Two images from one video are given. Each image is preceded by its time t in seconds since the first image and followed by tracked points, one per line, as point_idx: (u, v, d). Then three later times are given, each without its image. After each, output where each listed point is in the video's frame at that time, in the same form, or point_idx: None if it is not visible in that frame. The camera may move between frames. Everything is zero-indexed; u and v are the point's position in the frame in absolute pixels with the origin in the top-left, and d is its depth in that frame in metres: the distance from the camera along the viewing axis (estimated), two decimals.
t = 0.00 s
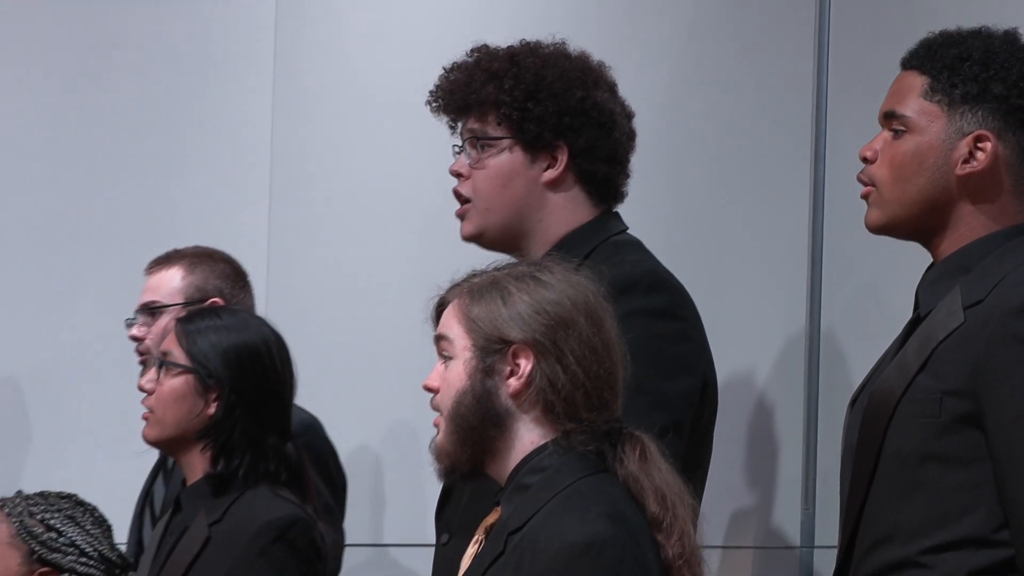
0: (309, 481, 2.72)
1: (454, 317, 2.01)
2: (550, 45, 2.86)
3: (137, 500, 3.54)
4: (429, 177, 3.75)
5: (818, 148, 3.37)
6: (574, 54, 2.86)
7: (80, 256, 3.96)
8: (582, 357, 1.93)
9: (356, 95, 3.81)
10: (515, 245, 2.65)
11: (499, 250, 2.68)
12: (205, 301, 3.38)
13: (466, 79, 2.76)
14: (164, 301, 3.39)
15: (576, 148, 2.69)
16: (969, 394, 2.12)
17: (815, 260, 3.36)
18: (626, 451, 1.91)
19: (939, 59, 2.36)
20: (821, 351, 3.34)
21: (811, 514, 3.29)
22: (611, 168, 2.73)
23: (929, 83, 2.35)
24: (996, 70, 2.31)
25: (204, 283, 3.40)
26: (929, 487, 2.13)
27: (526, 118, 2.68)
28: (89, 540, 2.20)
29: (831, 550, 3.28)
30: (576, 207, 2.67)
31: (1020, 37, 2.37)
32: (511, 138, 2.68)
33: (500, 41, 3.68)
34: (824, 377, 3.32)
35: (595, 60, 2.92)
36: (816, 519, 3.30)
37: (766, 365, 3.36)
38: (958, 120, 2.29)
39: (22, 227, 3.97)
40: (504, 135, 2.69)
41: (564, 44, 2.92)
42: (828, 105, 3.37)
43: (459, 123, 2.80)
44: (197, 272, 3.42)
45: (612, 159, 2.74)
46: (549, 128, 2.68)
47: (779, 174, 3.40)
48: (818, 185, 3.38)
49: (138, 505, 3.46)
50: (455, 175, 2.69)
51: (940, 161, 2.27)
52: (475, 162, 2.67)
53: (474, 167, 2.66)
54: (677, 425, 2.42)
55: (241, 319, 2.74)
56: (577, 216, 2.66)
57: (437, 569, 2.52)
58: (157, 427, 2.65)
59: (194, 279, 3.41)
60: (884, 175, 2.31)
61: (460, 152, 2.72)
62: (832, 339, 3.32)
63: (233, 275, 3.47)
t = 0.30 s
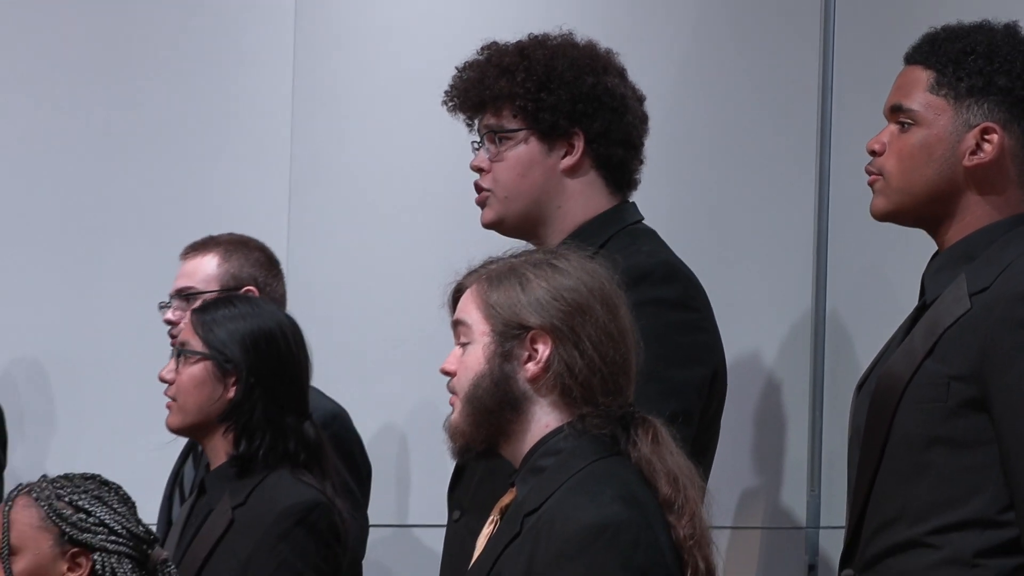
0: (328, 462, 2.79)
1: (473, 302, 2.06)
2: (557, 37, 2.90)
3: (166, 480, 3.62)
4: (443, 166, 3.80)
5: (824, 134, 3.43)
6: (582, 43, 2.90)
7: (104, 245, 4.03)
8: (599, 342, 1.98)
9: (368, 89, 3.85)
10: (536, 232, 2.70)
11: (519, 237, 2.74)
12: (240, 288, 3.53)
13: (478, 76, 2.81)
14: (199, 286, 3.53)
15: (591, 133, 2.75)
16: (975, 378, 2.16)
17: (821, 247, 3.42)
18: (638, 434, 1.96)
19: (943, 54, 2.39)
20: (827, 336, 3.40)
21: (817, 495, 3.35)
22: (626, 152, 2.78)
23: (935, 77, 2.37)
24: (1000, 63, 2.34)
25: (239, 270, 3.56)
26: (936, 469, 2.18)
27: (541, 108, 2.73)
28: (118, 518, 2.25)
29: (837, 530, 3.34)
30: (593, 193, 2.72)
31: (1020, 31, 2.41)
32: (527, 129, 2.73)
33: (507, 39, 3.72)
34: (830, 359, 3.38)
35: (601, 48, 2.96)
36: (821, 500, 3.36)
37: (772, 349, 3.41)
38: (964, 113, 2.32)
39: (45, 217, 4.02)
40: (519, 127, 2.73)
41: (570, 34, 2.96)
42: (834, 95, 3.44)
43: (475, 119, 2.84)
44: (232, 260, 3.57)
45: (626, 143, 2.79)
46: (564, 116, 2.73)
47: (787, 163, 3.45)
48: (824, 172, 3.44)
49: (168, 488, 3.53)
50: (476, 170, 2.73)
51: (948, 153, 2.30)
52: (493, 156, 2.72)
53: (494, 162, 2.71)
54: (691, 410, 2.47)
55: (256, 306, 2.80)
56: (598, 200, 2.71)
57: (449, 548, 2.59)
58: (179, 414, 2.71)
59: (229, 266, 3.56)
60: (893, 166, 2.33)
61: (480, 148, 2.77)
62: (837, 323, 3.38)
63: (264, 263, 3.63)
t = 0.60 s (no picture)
0: (344, 448, 2.85)
1: (487, 291, 2.12)
2: (564, 35, 2.95)
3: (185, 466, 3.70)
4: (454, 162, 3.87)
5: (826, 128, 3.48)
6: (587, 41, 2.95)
7: (122, 236, 4.10)
8: (612, 332, 2.04)
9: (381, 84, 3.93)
10: (536, 226, 2.76)
11: (521, 231, 2.79)
12: (260, 279, 3.63)
13: (484, 68, 2.86)
14: (219, 276, 3.65)
15: (591, 130, 2.79)
16: (977, 366, 2.21)
17: (823, 238, 3.47)
18: (648, 422, 2.03)
19: (950, 49, 2.43)
20: (830, 327, 3.44)
21: (820, 481, 3.39)
22: (625, 149, 2.83)
23: (940, 71, 2.42)
24: (1006, 60, 2.38)
25: (260, 262, 3.66)
26: (939, 455, 2.23)
27: (543, 103, 2.78)
28: (139, 505, 2.30)
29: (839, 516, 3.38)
30: (592, 188, 2.77)
31: None
32: (528, 122, 2.78)
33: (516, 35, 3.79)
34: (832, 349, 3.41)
35: (607, 48, 3.01)
36: (824, 485, 3.40)
37: (775, 342, 3.46)
38: (968, 108, 2.37)
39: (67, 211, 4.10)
40: (522, 120, 2.79)
41: (578, 33, 3.01)
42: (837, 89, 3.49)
43: (479, 110, 2.90)
44: (253, 251, 3.67)
45: (626, 140, 2.84)
46: (566, 112, 2.78)
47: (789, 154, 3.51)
48: (826, 164, 3.49)
49: (186, 473, 3.61)
50: (477, 160, 2.80)
51: (950, 146, 2.35)
52: (495, 147, 2.79)
53: (494, 152, 2.77)
54: (688, 398, 2.53)
55: (272, 297, 2.87)
56: (597, 196, 2.76)
57: (462, 534, 2.65)
58: (199, 404, 2.78)
59: (250, 258, 3.66)
60: (896, 158, 2.39)
61: (482, 139, 2.83)
62: (840, 317, 3.42)
63: (284, 256, 3.72)
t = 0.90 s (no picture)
0: (360, 436, 2.93)
1: (499, 281, 2.18)
2: (582, 32, 3.01)
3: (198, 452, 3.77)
4: (470, 156, 3.94)
5: (830, 122, 3.55)
6: (604, 40, 3.01)
7: (138, 229, 4.19)
8: (620, 322, 2.11)
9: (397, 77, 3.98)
10: (550, 218, 2.82)
11: (535, 224, 2.85)
12: (271, 271, 3.69)
13: (503, 63, 2.92)
14: (233, 267, 3.71)
15: (605, 127, 2.85)
16: (978, 355, 2.27)
17: (827, 227, 3.55)
18: (656, 410, 2.11)
19: (954, 46, 2.48)
20: (834, 318, 3.51)
21: (824, 468, 3.48)
22: (638, 146, 2.88)
23: (945, 67, 2.47)
24: (1009, 57, 2.44)
25: (272, 255, 3.72)
26: (941, 442, 2.29)
27: (560, 99, 2.84)
28: (162, 491, 2.37)
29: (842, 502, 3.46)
30: (606, 183, 2.83)
31: None
32: (545, 117, 2.84)
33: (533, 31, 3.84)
34: (836, 337, 3.49)
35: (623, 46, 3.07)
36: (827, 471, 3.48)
37: (784, 330, 3.53)
38: (972, 103, 2.42)
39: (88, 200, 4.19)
40: (539, 114, 2.85)
41: (595, 31, 3.06)
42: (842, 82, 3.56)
43: (497, 104, 2.96)
44: (266, 244, 3.73)
45: (639, 138, 2.89)
46: (581, 108, 2.84)
47: (798, 146, 3.57)
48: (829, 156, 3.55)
49: (199, 458, 3.68)
50: (494, 152, 2.86)
51: (954, 141, 2.40)
52: (511, 139, 2.85)
53: (511, 145, 2.84)
54: (696, 388, 2.59)
55: (296, 287, 2.94)
56: (607, 192, 2.82)
57: (473, 517, 2.72)
58: (222, 390, 2.85)
59: (263, 250, 3.72)
60: (901, 152, 2.44)
61: (499, 132, 2.89)
62: (844, 307, 3.49)
63: (297, 249, 3.78)
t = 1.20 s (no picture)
0: (380, 425, 3.02)
1: (515, 275, 2.25)
2: (609, 31, 3.05)
3: (215, 440, 3.84)
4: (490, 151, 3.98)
5: (836, 115, 3.56)
6: (630, 38, 3.05)
7: (175, 223, 4.53)
8: (633, 315, 2.17)
9: (416, 78, 4.08)
10: (574, 213, 2.89)
11: (559, 218, 2.91)
12: (287, 264, 3.76)
13: (531, 60, 2.98)
14: (251, 259, 3.78)
15: (629, 125, 2.90)
16: (983, 348, 2.34)
17: (832, 216, 3.55)
18: (668, 401, 2.18)
19: (960, 46, 2.54)
20: (839, 309, 3.52)
21: (830, 456, 3.47)
22: (661, 144, 2.94)
23: (951, 67, 2.53)
24: (1013, 56, 2.49)
25: (288, 248, 3.79)
26: (945, 432, 2.35)
27: (585, 97, 2.90)
28: (187, 480, 2.43)
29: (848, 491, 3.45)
30: (630, 178, 2.89)
31: None
32: (571, 114, 2.90)
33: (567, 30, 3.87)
34: (842, 328, 3.49)
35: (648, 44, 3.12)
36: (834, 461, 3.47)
37: (793, 322, 3.55)
38: (977, 102, 2.48)
39: (107, 205, 4.57)
40: (565, 112, 2.91)
41: (622, 30, 3.11)
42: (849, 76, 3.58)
43: (524, 100, 3.01)
44: (283, 238, 3.80)
45: (662, 136, 2.95)
46: (606, 107, 2.89)
47: (808, 138, 3.58)
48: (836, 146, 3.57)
49: (216, 446, 3.76)
50: (519, 146, 2.91)
51: (960, 139, 2.46)
52: (537, 135, 2.90)
53: (536, 140, 2.89)
54: (711, 381, 2.66)
55: (320, 281, 3.04)
56: (630, 188, 2.87)
57: (490, 502, 2.78)
58: (245, 380, 2.95)
59: (280, 244, 3.79)
60: (908, 149, 2.49)
61: (525, 127, 2.95)
62: (848, 301, 3.50)
63: (313, 244, 3.85)
